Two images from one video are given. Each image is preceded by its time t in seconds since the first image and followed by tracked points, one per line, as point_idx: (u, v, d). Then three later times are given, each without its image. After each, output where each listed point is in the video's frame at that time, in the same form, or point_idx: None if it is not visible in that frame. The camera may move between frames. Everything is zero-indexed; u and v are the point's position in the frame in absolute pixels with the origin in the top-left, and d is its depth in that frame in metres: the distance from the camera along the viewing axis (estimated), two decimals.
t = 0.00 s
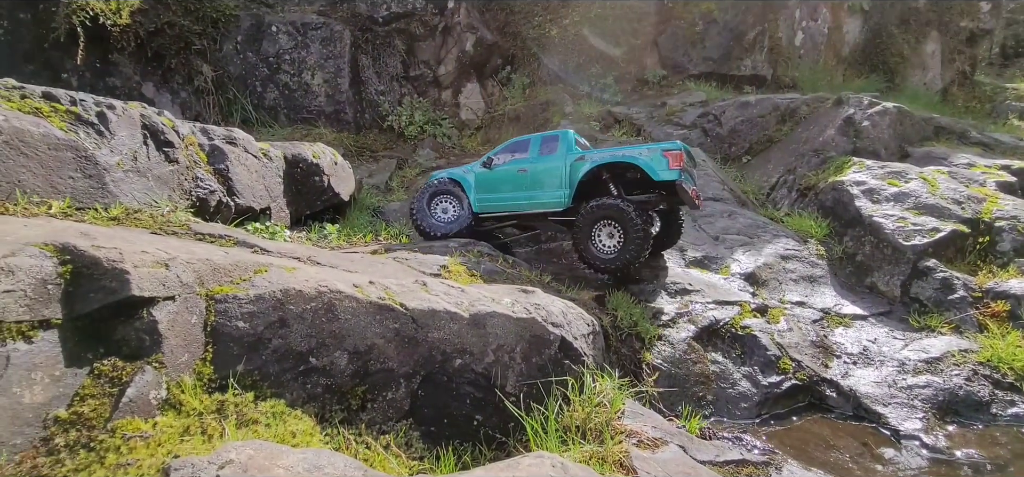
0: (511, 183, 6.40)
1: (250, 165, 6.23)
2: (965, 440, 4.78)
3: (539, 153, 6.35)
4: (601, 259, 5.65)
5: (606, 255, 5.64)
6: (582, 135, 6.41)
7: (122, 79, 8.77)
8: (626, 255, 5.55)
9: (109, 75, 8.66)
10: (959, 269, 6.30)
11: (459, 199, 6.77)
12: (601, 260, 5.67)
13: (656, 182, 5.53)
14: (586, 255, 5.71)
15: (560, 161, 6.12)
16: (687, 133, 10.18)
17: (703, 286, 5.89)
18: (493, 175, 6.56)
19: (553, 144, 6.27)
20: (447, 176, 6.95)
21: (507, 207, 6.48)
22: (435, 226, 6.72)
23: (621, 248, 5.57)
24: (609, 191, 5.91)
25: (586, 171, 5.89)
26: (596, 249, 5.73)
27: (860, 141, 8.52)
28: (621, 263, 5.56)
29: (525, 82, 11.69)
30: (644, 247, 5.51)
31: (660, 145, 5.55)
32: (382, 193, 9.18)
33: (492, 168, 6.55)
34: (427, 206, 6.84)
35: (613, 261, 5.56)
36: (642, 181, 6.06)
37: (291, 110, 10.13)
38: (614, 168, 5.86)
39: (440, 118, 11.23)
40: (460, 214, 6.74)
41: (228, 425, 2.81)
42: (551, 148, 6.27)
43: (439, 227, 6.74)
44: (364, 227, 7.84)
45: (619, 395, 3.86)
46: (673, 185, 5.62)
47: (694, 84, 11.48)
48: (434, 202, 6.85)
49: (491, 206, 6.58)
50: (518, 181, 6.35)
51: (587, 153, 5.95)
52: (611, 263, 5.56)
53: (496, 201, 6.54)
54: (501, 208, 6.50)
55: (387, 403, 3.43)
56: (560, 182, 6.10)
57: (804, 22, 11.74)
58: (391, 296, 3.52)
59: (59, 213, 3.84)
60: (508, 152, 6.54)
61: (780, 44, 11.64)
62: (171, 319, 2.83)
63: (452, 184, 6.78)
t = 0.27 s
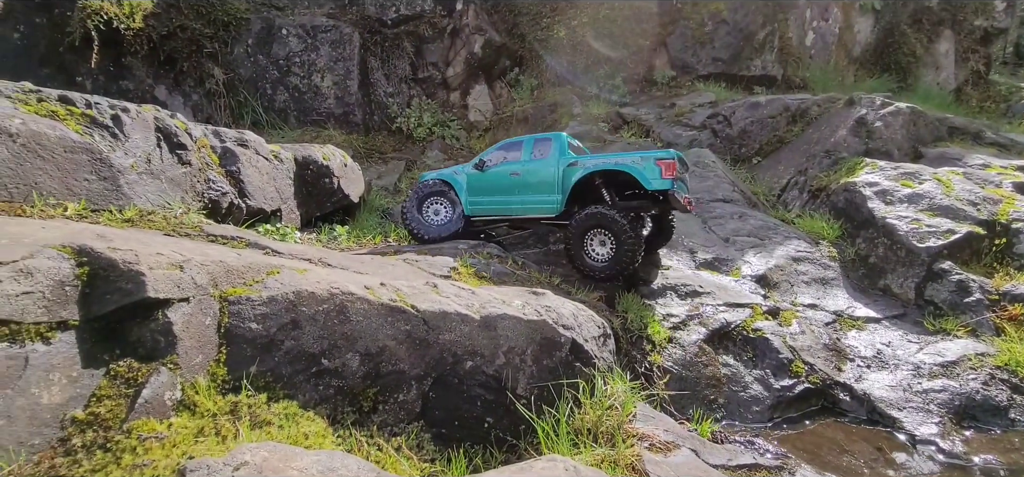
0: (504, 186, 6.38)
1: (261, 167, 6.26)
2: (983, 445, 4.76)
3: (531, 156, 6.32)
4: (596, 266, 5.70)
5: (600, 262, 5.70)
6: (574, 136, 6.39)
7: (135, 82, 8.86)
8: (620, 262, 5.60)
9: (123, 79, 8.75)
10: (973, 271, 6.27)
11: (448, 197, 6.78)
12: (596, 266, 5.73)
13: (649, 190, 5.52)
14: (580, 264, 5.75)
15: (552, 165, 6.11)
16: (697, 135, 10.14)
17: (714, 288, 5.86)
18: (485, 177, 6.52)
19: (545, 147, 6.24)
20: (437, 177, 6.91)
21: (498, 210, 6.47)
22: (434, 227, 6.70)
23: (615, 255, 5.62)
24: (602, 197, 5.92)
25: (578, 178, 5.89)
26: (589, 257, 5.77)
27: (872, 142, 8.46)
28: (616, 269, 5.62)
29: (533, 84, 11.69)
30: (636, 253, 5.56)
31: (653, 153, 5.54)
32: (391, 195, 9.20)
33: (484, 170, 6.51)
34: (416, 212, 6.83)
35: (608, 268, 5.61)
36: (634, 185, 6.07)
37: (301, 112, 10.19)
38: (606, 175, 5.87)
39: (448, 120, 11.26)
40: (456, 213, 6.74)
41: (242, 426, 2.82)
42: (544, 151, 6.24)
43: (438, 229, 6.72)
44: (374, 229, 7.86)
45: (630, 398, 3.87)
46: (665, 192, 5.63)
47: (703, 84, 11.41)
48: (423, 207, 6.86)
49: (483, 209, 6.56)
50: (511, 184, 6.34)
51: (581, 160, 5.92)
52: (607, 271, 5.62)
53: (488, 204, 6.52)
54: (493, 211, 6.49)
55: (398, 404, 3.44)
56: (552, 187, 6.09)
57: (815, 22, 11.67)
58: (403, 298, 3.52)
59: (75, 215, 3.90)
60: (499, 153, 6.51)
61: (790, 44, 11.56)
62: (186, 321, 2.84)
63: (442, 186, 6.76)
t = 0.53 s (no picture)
0: (498, 194, 6.38)
1: (272, 169, 6.29)
2: (1001, 450, 4.73)
3: (528, 165, 6.31)
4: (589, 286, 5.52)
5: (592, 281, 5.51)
6: (571, 146, 6.36)
7: (147, 86, 8.93)
8: (613, 282, 5.39)
9: (135, 83, 8.81)
10: (989, 272, 6.22)
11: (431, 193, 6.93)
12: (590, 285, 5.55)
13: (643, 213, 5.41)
14: (572, 283, 5.59)
15: (549, 176, 6.09)
16: (706, 135, 10.10)
17: (726, 290, 5.82)
18: (480, 184, 6.52)
19: (542, 158, 6.22)
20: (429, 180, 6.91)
21: (492, 218, 6.47)
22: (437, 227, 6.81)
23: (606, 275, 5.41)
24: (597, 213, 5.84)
25: (572, 195, 5.83)
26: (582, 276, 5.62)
27: (884, 142, 8.40)
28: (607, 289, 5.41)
29: (541, 85, 11.68)
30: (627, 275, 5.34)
31: (651, 175, 5.41)
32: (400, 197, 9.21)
33: (480, 177, 6.51)
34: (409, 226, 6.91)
35: (599, 288, 5.41)
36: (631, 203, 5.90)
37: (310, 114, 10.23)
38: (602, 193, 5.77)
39: (456, 122, 11.27)
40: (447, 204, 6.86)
41: (259, 428, 2.84)
42: (541, 162, 6.23)
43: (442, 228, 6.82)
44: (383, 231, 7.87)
45: (643, 401, 3.86)
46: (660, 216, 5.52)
47: (712, 85, 11.36)
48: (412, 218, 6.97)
49: (476, 216, 6.56)
50: (506, 193, 6.34)
51: (576, 176, 5.85)
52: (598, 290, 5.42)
53: (481, 211, 6.52)
54: (486, 218, 6.49)
55: (412, 407, 3.44)
56: (545, 200, 6.07)
57: (825, 22, 11.60)
58: (415, 300, 3.52)
59: (91, 218, 3.92)
60: (496, 161, 6.50)
61: (800, 44, 11.48)
62: (202, 323, 2.85)
63: (426, 189, 6.91)
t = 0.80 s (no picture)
0: (500, 190, 6.44)
1: (281, 171, 6.32)
2: (1016, 452, 4.70)
3: (531, 163, 6.39)
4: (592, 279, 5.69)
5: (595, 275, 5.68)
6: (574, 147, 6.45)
7: (157, 89, 8.98)
8: (610, 271, 5.59)
9: (145, 86, 8.86)
10: (1001, 272, 6.18)
11: (425, 188, 6.89)
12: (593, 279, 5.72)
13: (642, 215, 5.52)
14: (575, 281, 5.74)
15: (552, 176, 6.17)
16: (713, 135, 10.07)
17: (735, 291, 5.80)
18: (483, 179, 6.57)
19: (546, 158, 6.30)
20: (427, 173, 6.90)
21: (493, 213, 6.52)
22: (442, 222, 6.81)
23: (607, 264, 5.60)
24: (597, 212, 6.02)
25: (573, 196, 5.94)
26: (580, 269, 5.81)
27: (893, 141, 8.36)
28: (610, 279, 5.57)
29: (547, 86, 11.68)
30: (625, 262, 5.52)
31: (651, 178, 5.51)
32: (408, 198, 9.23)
33: (483, 172, 6.56)
34: (414, 230, 6.87)
35: (602, 279, 5.58)
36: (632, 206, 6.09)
37: (317, 117, 10.28)
38: (602, 194, 5.92)
39: (463, 123, 11.29)
40: (445, 197, 6.82)
41: (273, 429, 2.85)
42: (544, 161, 6.30)
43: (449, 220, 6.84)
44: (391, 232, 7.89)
45: (654, 402, 3.86)
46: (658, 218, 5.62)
47: (719, 85, 11.33)
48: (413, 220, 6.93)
49: (476, 210, 6.60)
50: (508, 189, 6.40)
51: (578, 176, 5.95)
52: (600, 282, 5.59)
53: (482, 206, 6.57)
54: (487, 213, 6.54)
55: (424, 407, 3.45)
56: (548, 199, 6.16)
57: (833, 21, 11.56)
58: (427, 301, 3.53)
59: (104, 220, 3.93)
60: (499, 157, 6.55)
61: (808, 43, 11.43)
62: (217, 324, 2.87)
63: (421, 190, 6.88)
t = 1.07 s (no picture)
0: (508, 190, 6.49)
1: (289, 175, 6.35)
2: None
3: (541, 167, 6.47)
4: (600, 272, 5.74)
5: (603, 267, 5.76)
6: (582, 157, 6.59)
7: (166, 93, 9.01)
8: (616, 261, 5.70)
9: (154, 90, 8.89)
10: (1011, 274, 6.16)
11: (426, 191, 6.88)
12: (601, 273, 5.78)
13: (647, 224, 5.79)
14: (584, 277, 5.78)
15: (562, 182, 6.29)
16: (719, 137, 10.06)
17: (742, 294, 5.79)
18: (490, 177, 6.60)
19: (556, 163, 6.41)
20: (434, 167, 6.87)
21: (498, 213, 6.55)
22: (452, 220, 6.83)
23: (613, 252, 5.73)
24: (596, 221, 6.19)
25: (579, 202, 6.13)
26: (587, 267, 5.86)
27: (901, 143, 8.34)
28: (617, 268, 5.67)
29: (552, 88, 11.69)
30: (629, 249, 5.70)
31: (659, 192, 5.78)
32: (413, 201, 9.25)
33: (492, 171, 6.60)
34: (425, 234, 6.90)
35: (610, 267, 5.66)
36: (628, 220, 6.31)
37: (323, 120, 10.33)
38: (605, 203, 6.13)
39: (468, 126, 11.32)
40: (450, 197, 6.81)
41: (285, 433, 2.86)
42: (554, 166, 6.40)
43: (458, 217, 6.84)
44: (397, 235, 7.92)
45: (663, 406, 3.86)
46: (660, 230, 5.89)
47: (725, 86, 11.31)
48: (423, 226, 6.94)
49: (481, 208, 6.61)
50: (518, 191, 6.45)
51: (588, 184, 6.12)
52: (608, 272, 5.66)
53: (486, 203, 6.60)
54: (492, 212, 6.56)
55: (433, 411, 3.46)
56: (556, 203, 6.28)
57: (839, 21, 11.54)
58: (436, 306, 3.54)
59: (116, 225, 3.96)
60: (510, 158, 6.59)
61: (814, 44, 11.41)
62: (229, 329, 2.89)
63: (428, 194, 6.84)
